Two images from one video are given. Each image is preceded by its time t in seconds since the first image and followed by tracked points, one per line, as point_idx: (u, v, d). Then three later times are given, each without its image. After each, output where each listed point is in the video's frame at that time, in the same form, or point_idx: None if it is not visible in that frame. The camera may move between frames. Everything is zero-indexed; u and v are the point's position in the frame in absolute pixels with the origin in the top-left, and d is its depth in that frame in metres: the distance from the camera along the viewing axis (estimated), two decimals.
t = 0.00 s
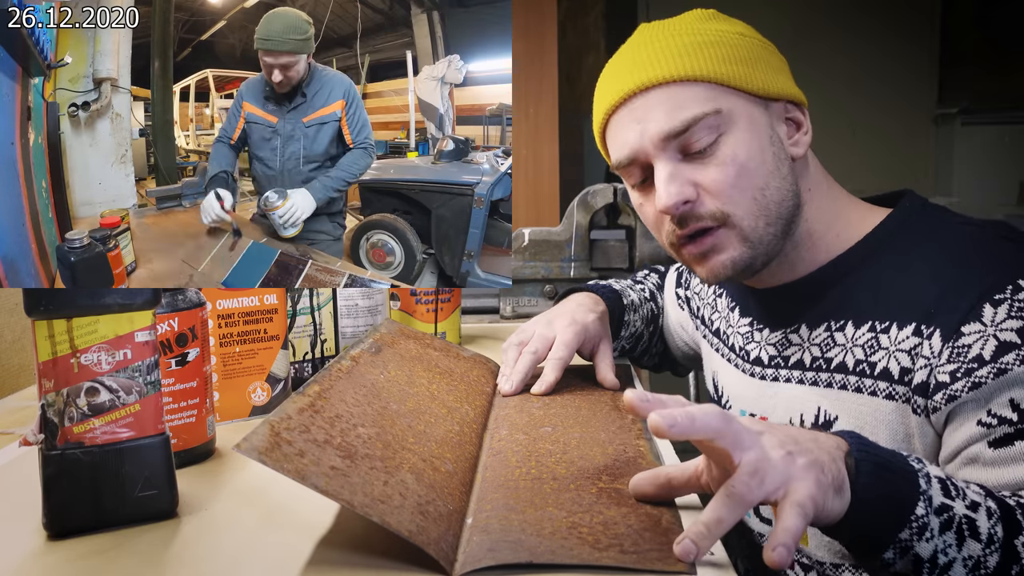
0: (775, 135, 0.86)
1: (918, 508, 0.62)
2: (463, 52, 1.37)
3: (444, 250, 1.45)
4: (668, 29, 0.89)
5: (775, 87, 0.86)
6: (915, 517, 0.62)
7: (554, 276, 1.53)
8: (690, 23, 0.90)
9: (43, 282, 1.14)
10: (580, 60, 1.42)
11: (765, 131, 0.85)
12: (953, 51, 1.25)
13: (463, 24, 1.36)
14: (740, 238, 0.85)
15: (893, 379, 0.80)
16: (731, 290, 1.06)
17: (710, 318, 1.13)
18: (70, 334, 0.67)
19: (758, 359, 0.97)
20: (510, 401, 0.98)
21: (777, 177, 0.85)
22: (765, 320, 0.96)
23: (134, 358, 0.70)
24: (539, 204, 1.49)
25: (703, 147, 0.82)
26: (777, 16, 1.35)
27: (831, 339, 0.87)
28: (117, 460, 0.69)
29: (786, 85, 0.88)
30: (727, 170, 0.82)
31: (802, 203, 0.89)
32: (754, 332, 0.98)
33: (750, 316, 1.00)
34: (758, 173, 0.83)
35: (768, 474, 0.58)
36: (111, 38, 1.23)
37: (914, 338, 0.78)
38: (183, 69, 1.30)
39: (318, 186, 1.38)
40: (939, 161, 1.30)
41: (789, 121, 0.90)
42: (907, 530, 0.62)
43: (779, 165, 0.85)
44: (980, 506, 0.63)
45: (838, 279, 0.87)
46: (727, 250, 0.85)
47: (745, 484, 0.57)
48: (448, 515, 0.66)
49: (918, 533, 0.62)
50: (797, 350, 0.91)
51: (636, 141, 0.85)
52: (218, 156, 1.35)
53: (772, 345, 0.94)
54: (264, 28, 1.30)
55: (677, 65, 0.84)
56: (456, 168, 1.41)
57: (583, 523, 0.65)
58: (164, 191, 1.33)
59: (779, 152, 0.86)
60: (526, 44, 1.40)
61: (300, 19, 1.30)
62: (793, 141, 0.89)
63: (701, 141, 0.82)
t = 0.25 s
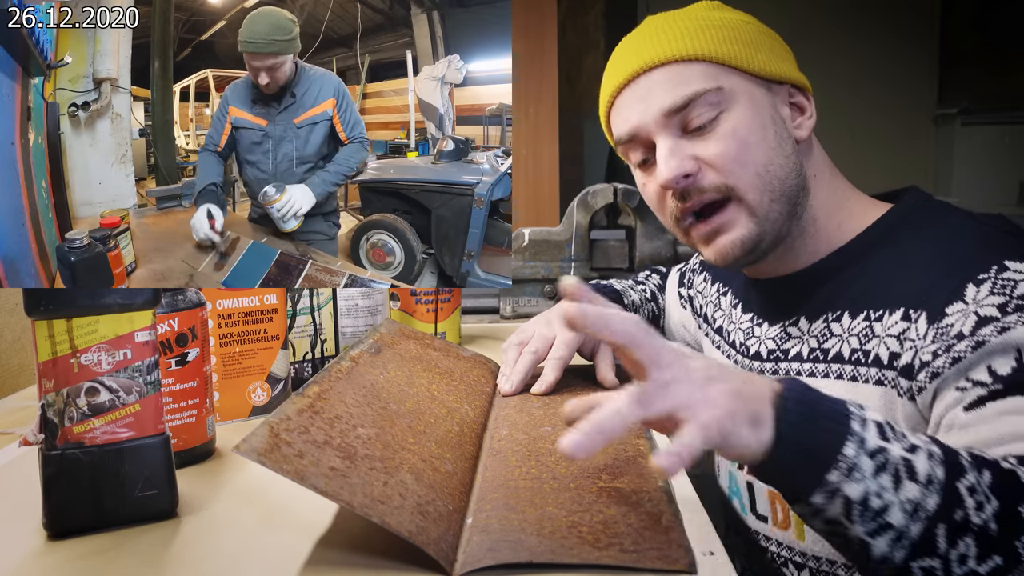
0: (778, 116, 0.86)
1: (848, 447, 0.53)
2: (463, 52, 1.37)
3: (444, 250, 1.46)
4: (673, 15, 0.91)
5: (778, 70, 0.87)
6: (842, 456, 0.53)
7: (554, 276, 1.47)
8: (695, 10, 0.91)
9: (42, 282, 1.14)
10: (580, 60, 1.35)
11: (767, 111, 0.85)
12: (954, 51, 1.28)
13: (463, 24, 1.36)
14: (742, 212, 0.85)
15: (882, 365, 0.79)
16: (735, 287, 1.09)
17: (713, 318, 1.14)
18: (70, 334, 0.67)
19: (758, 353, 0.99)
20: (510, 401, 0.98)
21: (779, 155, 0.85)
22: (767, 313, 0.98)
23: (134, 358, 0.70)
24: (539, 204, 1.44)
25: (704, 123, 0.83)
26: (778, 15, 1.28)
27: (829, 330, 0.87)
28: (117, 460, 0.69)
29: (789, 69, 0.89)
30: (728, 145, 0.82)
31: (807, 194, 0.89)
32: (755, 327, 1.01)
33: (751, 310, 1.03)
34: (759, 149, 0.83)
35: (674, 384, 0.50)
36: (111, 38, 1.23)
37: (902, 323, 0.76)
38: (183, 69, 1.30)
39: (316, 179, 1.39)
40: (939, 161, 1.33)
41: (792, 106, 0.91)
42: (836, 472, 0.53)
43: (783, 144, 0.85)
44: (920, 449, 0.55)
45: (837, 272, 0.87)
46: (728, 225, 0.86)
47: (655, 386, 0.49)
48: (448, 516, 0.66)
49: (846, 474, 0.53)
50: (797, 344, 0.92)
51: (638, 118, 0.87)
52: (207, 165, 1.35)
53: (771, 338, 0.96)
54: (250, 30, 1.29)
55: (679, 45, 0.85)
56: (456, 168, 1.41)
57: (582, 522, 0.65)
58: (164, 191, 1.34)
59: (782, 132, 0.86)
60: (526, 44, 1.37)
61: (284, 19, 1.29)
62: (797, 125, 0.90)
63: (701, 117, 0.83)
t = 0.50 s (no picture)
0: (775, 116, 0.86)
1: (743, 418, 0.51)
2: (463, 52, 1.36)
3: (444, 250, 1.45)
4: (673, 14, 0.91)
5: (777, 70, 0.87)
6: (738, 427, 0.51)
7: (554, 276, 1.51)
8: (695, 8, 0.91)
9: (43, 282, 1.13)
10: (580, 60, 1.49)
11: (765, 111, 0.85)
12: (954, 51, 1.31)
13: (463, 24, 1.35)
14: (737, 210, 0.86)
15: (871, 357, 0.79)
16: (737, 287, 1.09)
17: (716, 317, 1.14)
18: (70, 334, 0.67)
19: (757, 352, 0.99)
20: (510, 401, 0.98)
21: (775, 153, 0.85)
22: (766, 312, 0.99)
23: (134, 358, 0.70)
24: (539, 204, 1.51)
25: (698, 121, 0.84)
26: (778, 16, 1.35)
27: (823, 327, 0.88)
28: (117, 460, 0.69)
29: (789, 69, 0.89)
30: (722, 144, 0.83)
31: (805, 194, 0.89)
32: (755, 327, 1.02)
33: (752, 310, 1.03)
34: (754, 149, 0.84)
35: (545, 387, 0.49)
36: (111, 38, 1.22)
37: (888, 315, 0.78)
38: (183, 69, 1.29)
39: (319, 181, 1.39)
40: (939, 161, 1.35)
41: (791, 105, 0.90)
42: (732, 445, 0.51)
43: (780, 142, 0.86)
44: (822, 411, 0.53)
45: (834, 269, 0.87)
46: (724, 222, 0.87)
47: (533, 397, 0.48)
48: (448, 516, 0.66)
49: (743, 445, 0.51)
50: (794, 342, 0.92)
51: (635, 117, 0.88)
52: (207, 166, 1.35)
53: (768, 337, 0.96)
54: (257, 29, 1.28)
55: (677, 44, 0.86)
56: (456, 168, 1.42)
57: (582, 522, 0.65)
58: (163, 191, 1.34)
59: (779, 131, 0.86)
60: (526, 43, 1.44)
61: (295, 19, 1.28)
62: (795, 124, 0.90)
63: (696, 116, 0.84)
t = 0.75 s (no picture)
0: (775, 117, 0.86)
1: (611, 363, 0.45)
2: (463, 52, 1.37)
3: (444, 250, 1.45)
4: (674, 15, 0.91)
5: (777, 71, 0.87)
6: (606, 372, 0.45)
7: (554, 275, 1.47)
8: (697, 10, 0.92)
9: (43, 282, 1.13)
10: (580, 61, 1.44)
11: (764, 111, 0.85)
12: (955, 52, 1.32)
13: (463, 24, 1.36)
14: (733, 211, 0.86)
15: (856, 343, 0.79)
16: (737, 288, 1.10)
17: (716, 318, 1.15)
18: (70, 334, 0.67)
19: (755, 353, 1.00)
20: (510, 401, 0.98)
21: (773, 155, 0.85)
22: (765, 312, 0.99)
23: (134, 358, 0.70)
24: (539, 204, 1.47)
25: (696, 121, 0.84)
26: (779, 16, 1.35)
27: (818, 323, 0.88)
28: (117, 460, 0.69)
29: (789, 71, 0.89)
30: (721, 144, 0.82)
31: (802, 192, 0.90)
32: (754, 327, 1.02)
33: (751, 311, 1.04)
34: (752, 150, 0.84)
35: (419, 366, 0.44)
36: (111, 38, 1.23)
37: (871, 300, 0.79)
38: (183, 69, 1.30)
39: (319, 180, 1.39)
40: (938, 161, 1.36)
41: (791, 107, 0.90)
42: (608, 393, 0.45)
43: (778, 144, 0.86)
44: (692, 343, 0.47)
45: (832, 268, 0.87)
46: (719, 221, 0.87)
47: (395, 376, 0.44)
48: (448, 515, 0.66)
49: (613, 388, 0.45)
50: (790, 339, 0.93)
51: (634, 117, 0.88)
52: (213, 162, 1.36)
53: (764, 335, 0.96)
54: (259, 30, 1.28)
55: (677, 44, 0.86)
56: (456, 168, 1.42)
57: (582, 522, 0.65)
58: (163, 191, 1.35)
59: (778, 133, 0.86)
60: (526, 43, 1.42)
61: (296, 19, 1.27)
62: (794, 125, 0.89)
63: (695, 116, 0.84)
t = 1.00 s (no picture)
0: (779, 115, 0.86)
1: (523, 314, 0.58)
2: (463, 52, 1.23)
3: (444, 250, 1.37)
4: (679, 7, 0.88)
5: (782, 69, 0.85)
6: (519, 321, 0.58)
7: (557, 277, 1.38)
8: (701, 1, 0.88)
9: (42, 282, 1.13)
10: (580, 60, 1.21)
11: (768, 109, 0.85)
12: (953, 51, 0.99)
13: (463, 25, 1.23)
14: (733, 203, 0.88)
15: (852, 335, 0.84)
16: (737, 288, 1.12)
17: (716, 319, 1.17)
18: (70, 334, 0.67)
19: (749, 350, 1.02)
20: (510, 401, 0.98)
21: (775, 152, 0.86)
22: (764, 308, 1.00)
23: (134, 358, 0.70)
24: (539, 204, 1.30)
25: (700, 116, 0.83)
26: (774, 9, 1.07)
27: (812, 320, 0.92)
28: (117, 459, 0.70)
29: (795, 67, 0.86)
30: (723, 138, 0.84)
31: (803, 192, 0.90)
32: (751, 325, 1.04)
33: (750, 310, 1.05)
34: (754, 146, 0.85)
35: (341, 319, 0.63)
36: (111, 38, 1.21)
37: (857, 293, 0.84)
38: (183, 69, 1.23)
39: (318, 178, 1.32)
40: (939, 162, 1.02)
41: (797, 105, 0.88)
42: (518, 338, 0.57)
43: (781, 141, 0.86)
44: (598, 296, 0.59)
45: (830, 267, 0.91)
46: (719, 215, 0.88)
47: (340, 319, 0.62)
48: (448, 516, 0.65)
49: (527, 337, 0.57)
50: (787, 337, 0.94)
51: (639, 110, 0.86)
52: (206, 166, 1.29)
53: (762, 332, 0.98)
54: (251, 29, 1.21)
55: (686, 37, 0.83)
56: (455, 168, 1.32)
57: (582, 522, 0.65)
58: (164, 191, 1.29)
59: (781, 130, 0.86)
60: (526, 44, 1.23)
61: (288, 20, 1.20)
62: (799, 124, 0.88)
63: (698, 110, 0.83)
